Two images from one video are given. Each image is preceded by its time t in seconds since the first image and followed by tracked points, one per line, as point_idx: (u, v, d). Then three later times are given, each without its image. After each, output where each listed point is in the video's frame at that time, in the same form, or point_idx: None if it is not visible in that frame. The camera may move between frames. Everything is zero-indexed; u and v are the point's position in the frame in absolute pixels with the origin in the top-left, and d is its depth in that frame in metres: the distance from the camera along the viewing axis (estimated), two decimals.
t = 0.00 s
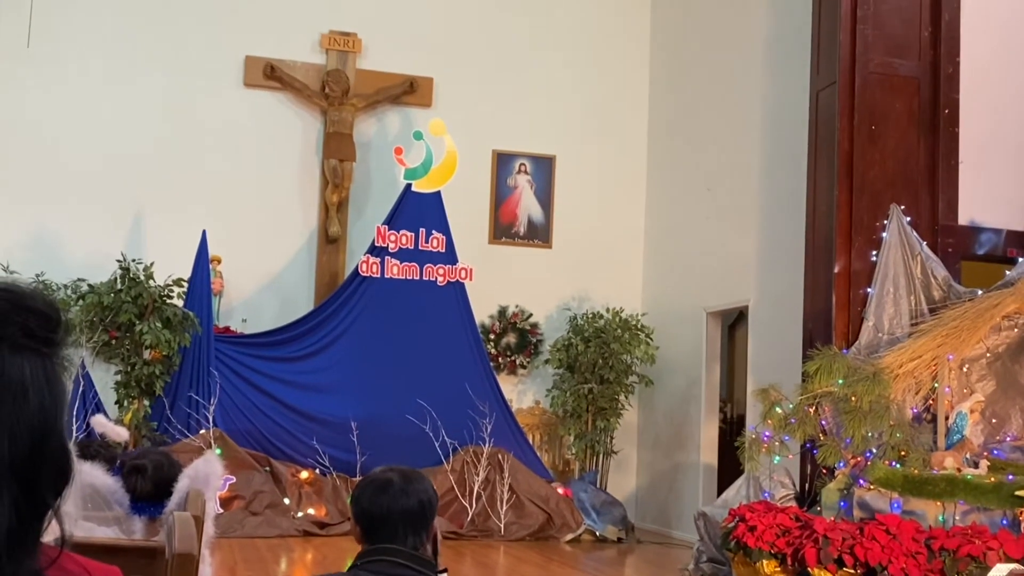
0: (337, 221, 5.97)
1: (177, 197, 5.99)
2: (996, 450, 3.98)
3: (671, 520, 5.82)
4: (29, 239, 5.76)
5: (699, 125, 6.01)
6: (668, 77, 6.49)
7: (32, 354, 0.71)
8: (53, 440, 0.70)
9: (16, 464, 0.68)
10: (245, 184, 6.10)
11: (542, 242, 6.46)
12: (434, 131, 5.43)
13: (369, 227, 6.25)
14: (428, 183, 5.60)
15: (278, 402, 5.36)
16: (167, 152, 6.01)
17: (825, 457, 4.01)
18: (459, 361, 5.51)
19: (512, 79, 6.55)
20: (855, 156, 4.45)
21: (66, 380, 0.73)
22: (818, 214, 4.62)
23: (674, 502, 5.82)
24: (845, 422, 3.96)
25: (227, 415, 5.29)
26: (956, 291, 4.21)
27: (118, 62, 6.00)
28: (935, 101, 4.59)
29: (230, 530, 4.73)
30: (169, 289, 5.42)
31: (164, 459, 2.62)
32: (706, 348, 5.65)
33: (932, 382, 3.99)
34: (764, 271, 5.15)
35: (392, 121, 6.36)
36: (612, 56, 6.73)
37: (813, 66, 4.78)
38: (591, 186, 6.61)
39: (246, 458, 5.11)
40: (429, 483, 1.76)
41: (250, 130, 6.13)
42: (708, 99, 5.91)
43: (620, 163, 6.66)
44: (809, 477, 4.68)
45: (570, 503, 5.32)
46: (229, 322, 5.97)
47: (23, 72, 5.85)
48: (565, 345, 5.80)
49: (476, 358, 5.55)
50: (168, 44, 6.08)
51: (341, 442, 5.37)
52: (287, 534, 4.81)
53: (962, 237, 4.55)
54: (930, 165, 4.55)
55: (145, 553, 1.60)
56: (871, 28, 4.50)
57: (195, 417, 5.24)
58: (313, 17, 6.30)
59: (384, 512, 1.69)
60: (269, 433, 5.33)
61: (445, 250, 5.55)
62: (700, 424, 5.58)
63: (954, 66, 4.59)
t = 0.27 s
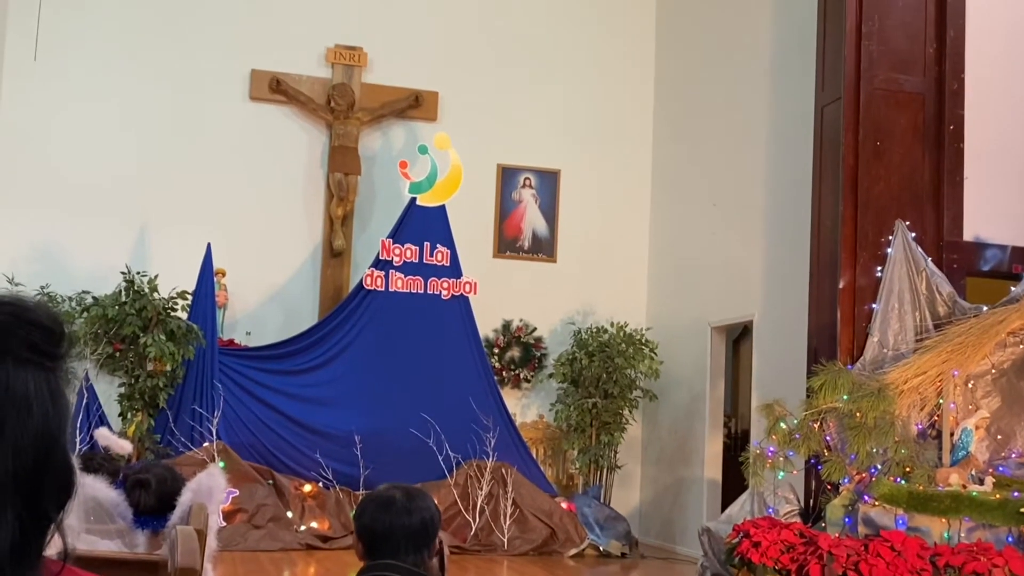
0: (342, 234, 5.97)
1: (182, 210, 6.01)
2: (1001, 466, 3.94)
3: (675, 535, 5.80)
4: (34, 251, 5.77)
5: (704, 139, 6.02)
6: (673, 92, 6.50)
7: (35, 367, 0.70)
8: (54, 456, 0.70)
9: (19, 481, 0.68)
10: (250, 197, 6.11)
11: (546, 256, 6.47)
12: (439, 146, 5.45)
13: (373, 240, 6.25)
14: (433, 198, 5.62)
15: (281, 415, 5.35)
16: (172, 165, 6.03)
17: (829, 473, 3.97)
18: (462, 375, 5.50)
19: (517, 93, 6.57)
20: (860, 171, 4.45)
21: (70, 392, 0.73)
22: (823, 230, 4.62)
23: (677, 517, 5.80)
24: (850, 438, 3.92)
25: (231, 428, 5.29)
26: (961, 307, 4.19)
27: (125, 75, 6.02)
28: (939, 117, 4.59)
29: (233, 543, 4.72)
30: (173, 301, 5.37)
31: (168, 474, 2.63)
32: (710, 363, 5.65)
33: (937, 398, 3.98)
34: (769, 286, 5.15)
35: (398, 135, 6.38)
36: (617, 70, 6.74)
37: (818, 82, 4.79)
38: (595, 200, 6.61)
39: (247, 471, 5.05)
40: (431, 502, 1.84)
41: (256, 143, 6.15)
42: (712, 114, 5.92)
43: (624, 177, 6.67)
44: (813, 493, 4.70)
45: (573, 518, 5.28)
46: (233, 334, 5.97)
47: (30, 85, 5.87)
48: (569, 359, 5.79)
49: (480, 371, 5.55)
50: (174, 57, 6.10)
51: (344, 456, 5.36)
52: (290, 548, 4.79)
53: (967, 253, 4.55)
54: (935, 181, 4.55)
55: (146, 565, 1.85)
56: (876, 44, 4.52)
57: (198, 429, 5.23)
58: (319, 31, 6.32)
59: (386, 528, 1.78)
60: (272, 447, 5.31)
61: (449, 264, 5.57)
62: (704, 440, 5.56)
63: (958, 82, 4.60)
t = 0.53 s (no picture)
0: (346, 247, 5.98)
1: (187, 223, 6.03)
2: (1004, 482, 3.94)
3: (678, 550, 5.79)
4: (39, 264, 5.79)
5: (707, 154, 6.04)
6: (676, 107, 6.52)
7: (44, 385, 0.85)
8: (67, 470, 0.84)
9: (36, 493, 0.82)
10: (254, 210, 6.13)
11: (549, 269, 6.48)
12: (443, 160, 5.45)
13: (377, 254, 6.27)
14: (436, 211, 5.64)
15: (284, 428, 5.35)
16: (177, 178, 6.05)
17: (833, 489, 3.99)
18: (465, 388, 5.51)
19: (520, 107, 6.59)
20: (862, 188, 4.46)
21: (75, 406, 0.87)
22: (826, 246, 4.63)
23: (680, 532, 5.80)
24: (853, 453, 3.92)
25: (234, 441, 5.28)
26: (964, 324, 4.17)
27: (130, 88, 6.05)
28: (942, 133, 4.61)
29: (234, 556, 4.67)
30: (178, 313, 5.43)
31: (170, 486, 2.61)
32: (713, 378, 5.65)
33: (940, 414, 3.98)
34: (771, 302, 5.16)
35: (402, 148, 6.40)
36: (620, 85, 6.77)
37: (821, 99, 4.80)
38: (598, 214, 6.63)
39: (251, 484, 5.05)
40: (431, 519, 1.94)
41: (260, 156, 6.18)
42: (716, 129, 5.94)
43: (628, 191, 6.69)
44: (815, 508, 4.67)
45: (575, 533, 5.27)
46: (236, 347, 5.98)
47: (36, 99, 5.90)
48: (572, 373, 5.80)
49: (482, 384, 5.55)
50: (180, 72, 6.13)
51: (347, 469, 5.35)
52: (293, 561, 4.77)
53: (970, 269, 4.55)
54: (938, 197, 4.56)
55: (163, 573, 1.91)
56: (879, 60, 4.53)
57: (202, 441, 5.23)
58: (324, 44, 6.35)
59: (387, 546, 1.88)
60: (276, 460, 5.31)
61: (452, 277, 5.57)
62: (706, 454, 5.57)
63: (961, 99, 4.61)
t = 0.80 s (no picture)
0: (348, 258, 5.98)
1: (190, 233, 6.03)
2: (1007, 497, 3.94)
3: (679, 563, 5.78)
4: (41, 274, 5.79)
5: (709, 166, 6.05)
6: (678, 119, 6.53)
7: (43, 401, 0.80)
8: (68, 485, 0.80)
9: (38, 510, 0.79)
10: (256, 221, 6.14)
11: (551, 281, 6.48)
12: (446, 171, 5.45)
13: (379, 265, 6.28)
14: (439, 223, 5.65)
15: (286, 439, 5.33)
16: (180, 189, 6.06)
17: (834, 503, 4.00)
18: (467, 400, 5.50)
19: (523, 119, 6.60)
20: (865, 202, 4.46)
21: (76, 417, 0.83)
22: (828, 259, 4.63)
23: (682, 545, 5.78)
24: (855, 467, 3.92)
25: (235, 452, 5.25)
26: (966, 338, 4.17)
27: (135, 99, 6.06)
28: (944, 148, 4.61)
29: (234, 567, 4.57)
30: (180, 324, 5.51)
31: (172, 498, 2.60)
32: (715, 391, 5.65)
33: (941, 428, 3.98)
34: (773, 316, 5.16)
35: (404, 160, 6.41)
36: (623, 98, 6.78)
37: (823, 113, 4.81)
38: (600, 226, 6.63)
39: (252, 495, 5.05)
40: (432, 532, 1.98)
41: (263, 167, 6.19)
42: (718, 142, 5.95)
43: (629, 204, 6.70)
44: (818, 522, 4.63)
45: (577, 545, 5.21)
46: (237, 358, 5.98)
47: (40, 111, 5.91)
48: (574, 385, 5.80)
49: (484, 396, 5.54)
50: (184, 83, 6.14)
51: (349, 480, 5.33)
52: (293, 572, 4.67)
53: (972, 283, 4.55)
54: (940, 211, 4.57)
55: None
56: (882, 74, 4.53)
57: (202, 453, 5.21)
58: (328, 56, 6.36)
59: (389, 557, 1.92)
60: (277, 471, 5.31)
61: (454, 289, 5.58)
62: (708, 467, 5.56)
63: (963, 113, 4.62)
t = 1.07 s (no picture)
0: (349, 266, 5.98)
1: (190, 241, 6.04)
2: (1007, 509, 3.93)
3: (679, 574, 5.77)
4: (42, 281, 5.79)
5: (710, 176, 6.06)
6: (679, 129, 6.55)
7: (44, 411, 0.99)
8: (70, 487, 1.00)
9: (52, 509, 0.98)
10: (257, 229, 6.15)
11: (552, 291, 6.48)
12: (448, 180, 5.43)
13: (379, 274, 6.29)
14: (440, 232, 5.66)
15: (285, 447, 5.33)
16: (181, 197, 6.07)
17: (834, 514, 4.00)
18: (467, 408, 5.50)
19: (524, 129, 6.62)
20: (865, 213, 4.47)
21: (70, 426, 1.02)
22: (829, 270, 4.63)
23: (682, 556, 5.77)
24: (855, 478, 3.92)
25: (235, 460, 5.26)
26: (967, 349, 4.17)
27: (136, 107, 6.08)
28: (945, 159, 4.62)
29: None
30: (180, 332, 5.49)
31: (171, 507, 2.62)
32: (715, 401, 5.65)
33: (943, 439, 3.97)
34: (774, 327, 5.16)
35: (405, 169, 6.42)
36: (623, 108, 6.80)
37: (824, 124, 4.82)
38: (601, 236, 6.64)
39: (252, 503, 5.06)
40: (431, 543, 2.03)
41: (264, 175, 6.20)
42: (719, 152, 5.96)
43: (630, 213, 6.71)
44: (817, 533, 4.64)
45: (577, 556, 5.17)
46: (238, 366, 5.98)
47: (42, 119, 5.92)
48: (574, 395, 5.80)
49: (484, 405, 5.54)
50: (185, 91, 6.15)
51: (348, 489, 5.33)
52: None
53: (973, 294, 4.54)
54: (940, 222, 4.57)
55: None
56: (882, 86, 4.54)
57: (202, 460, 5.22)
58: (330, 65, 6.38)
59: (387, 566, 1.95)
60: (277, 479, 5.29)
61: (455, 298, 5.56)
62: (708, 477, 5.55)
63: (964, 124, 4.63)
